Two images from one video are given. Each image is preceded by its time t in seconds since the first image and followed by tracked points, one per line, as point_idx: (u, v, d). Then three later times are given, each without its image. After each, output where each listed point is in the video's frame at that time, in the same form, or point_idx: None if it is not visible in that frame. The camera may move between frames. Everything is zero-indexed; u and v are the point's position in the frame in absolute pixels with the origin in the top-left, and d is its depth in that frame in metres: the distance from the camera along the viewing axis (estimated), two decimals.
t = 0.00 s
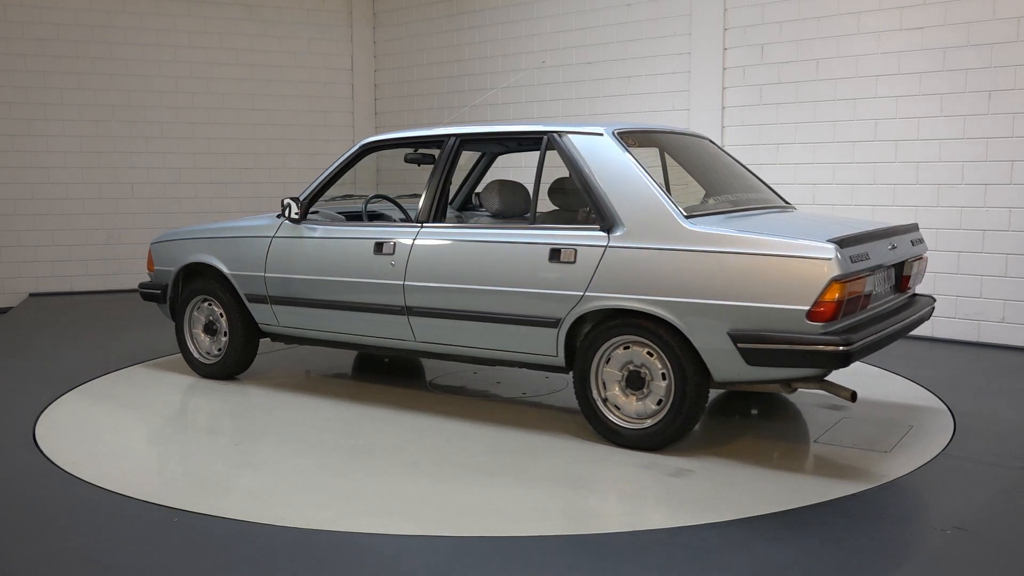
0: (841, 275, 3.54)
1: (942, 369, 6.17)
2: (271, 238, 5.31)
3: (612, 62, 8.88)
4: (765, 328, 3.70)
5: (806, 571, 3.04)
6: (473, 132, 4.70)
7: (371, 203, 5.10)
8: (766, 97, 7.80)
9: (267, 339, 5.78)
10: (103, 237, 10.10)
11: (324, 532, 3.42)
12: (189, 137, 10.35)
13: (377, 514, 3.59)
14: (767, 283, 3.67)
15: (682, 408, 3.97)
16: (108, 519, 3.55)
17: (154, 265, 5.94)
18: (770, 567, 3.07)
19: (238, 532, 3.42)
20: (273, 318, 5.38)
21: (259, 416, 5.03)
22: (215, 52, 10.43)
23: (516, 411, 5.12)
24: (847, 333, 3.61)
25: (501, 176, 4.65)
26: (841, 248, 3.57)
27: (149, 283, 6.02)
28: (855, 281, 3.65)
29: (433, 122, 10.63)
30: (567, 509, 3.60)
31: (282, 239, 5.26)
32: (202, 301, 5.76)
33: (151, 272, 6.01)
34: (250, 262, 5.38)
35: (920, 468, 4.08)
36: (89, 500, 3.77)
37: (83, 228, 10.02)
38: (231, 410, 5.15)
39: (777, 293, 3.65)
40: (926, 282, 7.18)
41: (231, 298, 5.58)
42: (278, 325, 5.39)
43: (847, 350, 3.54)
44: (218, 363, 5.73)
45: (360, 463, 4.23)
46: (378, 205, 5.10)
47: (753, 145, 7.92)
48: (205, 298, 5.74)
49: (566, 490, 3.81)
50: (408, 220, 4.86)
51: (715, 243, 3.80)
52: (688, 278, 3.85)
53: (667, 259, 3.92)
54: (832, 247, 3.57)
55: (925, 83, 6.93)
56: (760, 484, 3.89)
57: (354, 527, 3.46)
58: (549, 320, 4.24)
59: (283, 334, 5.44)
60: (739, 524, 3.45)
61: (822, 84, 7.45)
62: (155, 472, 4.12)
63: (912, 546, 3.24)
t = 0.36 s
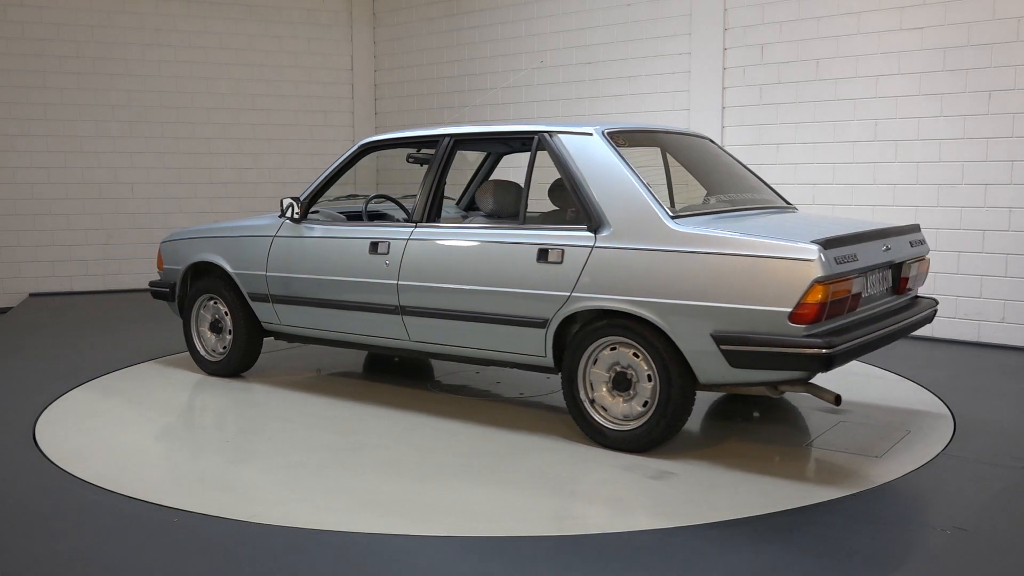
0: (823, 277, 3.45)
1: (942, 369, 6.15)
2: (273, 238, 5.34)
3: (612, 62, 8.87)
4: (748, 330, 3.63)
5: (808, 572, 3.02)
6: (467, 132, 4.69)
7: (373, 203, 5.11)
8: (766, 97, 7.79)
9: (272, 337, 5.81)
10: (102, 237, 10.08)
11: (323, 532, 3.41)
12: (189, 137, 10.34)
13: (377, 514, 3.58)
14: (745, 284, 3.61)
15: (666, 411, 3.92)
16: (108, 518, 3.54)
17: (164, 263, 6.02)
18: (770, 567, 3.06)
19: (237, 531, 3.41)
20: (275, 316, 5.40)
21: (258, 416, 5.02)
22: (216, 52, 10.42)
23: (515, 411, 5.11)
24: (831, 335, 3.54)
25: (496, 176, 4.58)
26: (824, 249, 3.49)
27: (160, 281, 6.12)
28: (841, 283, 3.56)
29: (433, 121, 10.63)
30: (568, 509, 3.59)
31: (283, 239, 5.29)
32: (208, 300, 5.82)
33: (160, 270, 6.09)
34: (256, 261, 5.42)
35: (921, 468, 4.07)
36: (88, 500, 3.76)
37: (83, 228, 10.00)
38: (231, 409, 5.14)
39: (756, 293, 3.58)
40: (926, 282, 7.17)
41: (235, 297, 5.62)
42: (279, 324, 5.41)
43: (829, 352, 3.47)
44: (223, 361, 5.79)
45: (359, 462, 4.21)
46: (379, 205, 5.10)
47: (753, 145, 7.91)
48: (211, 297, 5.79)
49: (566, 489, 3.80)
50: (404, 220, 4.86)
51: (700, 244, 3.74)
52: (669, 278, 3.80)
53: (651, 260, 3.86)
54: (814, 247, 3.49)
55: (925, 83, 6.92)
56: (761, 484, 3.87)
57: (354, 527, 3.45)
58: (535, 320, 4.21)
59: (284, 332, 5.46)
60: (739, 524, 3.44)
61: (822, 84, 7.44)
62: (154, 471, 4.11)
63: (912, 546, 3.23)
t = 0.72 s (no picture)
0: (805, 278, 3.40)
1: (942, 369, 6.15)
2: (275, 237, 5.38)
3: (612, 62, 8.86)
4: (731, 332, 3.58)
5: (808, 572, 3.01)
6: (462, 132, 4.66)
7: (375, 203, 5.13)
8: (765, 96, 7.78)
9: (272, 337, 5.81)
10: (102, 237, 10.07)
11: (322, 532, 3.40)
12: (189, 137, 10.33)
13: (376, 513, 3.56)
14: (727, 287, 3.57)
15: (650, 413, 3.88)
16: (107, 518, 3.53)
17: (173, 262, 6.11)
18: (770, 567, 3.05)
19: (235, 532, 3.40)
20: (276, 314, 5.45)
21: (257, 416, 5.01)
22: (216, 52, 10.41)
23: (515, 411, 5.10)
24: (814, 337, 3.48)
25: (486, 177, 4.55)
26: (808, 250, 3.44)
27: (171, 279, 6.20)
28: (826, 285, 3.50)
29: (433, 121, 10.63)
30: (568, 509, 3.58)
31: (285, 238, 5.33)
32: (214, 298, 5.89)
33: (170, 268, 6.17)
34: (260, 260, 5.46)
35: (921, 468, 4.06)
36: (87, 500, 3.75)
37: (83, 228, 9.99)
38: (230, 409, 5.13)
39: (738, 296, 3.55)
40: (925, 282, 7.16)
41: (240, 295, 5.68)
42: (281, 323, 5.46)
43: (811, 356, 3.41)
44: (228, 358, 5.86)
45: (357, 463, 4.21)
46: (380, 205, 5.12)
47: (753, 145, 7.91)
48: (218, 295, 5.86)
49: (565, 489, 3.79)
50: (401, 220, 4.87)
51: (685, 244, 3.70)
52: (653, 278, 3.77)
53: (636, 260, 3.83)
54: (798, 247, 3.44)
55: (925, 83, 6.90)
56: (762, 485, 3.86)
57: (353, 527, 3.44)
58: (522, 320, 4.20)
59: (286, 331, 5.49)
60: (739, 524, 3.43)
61: (822, 84, 7.44)
62: (153, 471, 4.10)
63: (912, 546, 3.22)
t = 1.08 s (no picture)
0: (784, 280, 3.33)
1: (942, 369, 6.14)
2: (277, 237, 5.42)
3: (612, 62, 8.85)
4: (711, 335, 3.52)
5: (810, 572, 3.01)
6: (459, 132, 4.64)
7: (376, 203, 5.14)
8: (765, 97, 7.78)
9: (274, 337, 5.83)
10: (103, 237, 10.06)
11: (322, 531, 3.39)
12: (189, 137, 10.33)
13: (376, 513, 3.56)
14: (708, 284, 3.52)
15: (633, 415, 3.85)
16: (107, 518, 3.52)
17: (182, 261, 6.18)
18: (771, 567, 3.04)
19: (235, 531, 3.39)
20: (279, 314, 5.49)
21: (257, 416, 5.00)
22: (216, 52, 10.40)
23: (515, 411, 5.10)
24: (795, 339, 3.41)
25: (477, 175, 4.50)
26: (790, 251, 3.38)
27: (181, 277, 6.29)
28: (809, 287, 3.42)
29: (433, 121, 10.63)
30: (569, 508, 3.57)
31: (287, 238, 5.36)
32: (221, 297, 5.96)
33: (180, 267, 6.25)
34: (263, 260, 5.50)
35: (922, 468, 4.06)
36: (87, 499, 3.74)
37: (83, 228, 9.98)
38: (230, 409, 5.13)
39: (720, 295, 3.49)
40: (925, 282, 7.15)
41: (245, 295, 5.74)
42: (284, 322, 5.50)
43: (790, 358, 3.35)
44: (234, 356, 5.94)
45: (357, 462, 4.20)
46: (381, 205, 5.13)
47: (753, 145, 7.90)
48: (224, 294, 5.93)
49: (566, 488, 3.78)
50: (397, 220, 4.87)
51: (667, 244, 3.66)
52: (635, 278, 3.73)
53: (618, 260, 3.80)
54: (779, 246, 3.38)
55: (925, 83, 6.90)
56: (762, 485, 3.86)
57: (353, 526, 3.43)
58: (510, 321, 4.18)
59: (290, 330, 5.53)
60: (740, 524, 3.43)
61: (822, 84, 7.43)
62: (153, 470, 4.10)
63: (913, 546, 3.21)
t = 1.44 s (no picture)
0: (763, 281, 3.28)
1: (942, 370, 6.13)
2: (279, 236, 5.46)
3: (612, 62, 8.85)
4: (691, 336, 3.48)
5: (812, 572, 3.00)
6: (453, 132, 4.62)
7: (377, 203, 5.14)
8: (765, 97, 7.77)
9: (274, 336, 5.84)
10: (103, 238, 10.06)
11: (321, 531, 3.39)
12: (189, 138, 10.32)
13: (376, 513, 3.55)
14: (688, 283, 3.47)
15: (616, 416, 3.82)
16: (107, 518, 3.52)
17: (193, 260, 6.26)
18: (770, 567, 3.04)
19: (234, 531, 3.38)
20: (282, 312, 5.53)
21: (257, 416, 5.00)
22: (216, 53, 10.40)
23: (514, 411, 5.09)
24: (774, 342, 3.36)
25: (476, 174, 4.45)
26: (770, 253, 3.33)
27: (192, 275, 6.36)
28: (790, 288, 3.38)
29: (433, 121, 10.63)
30: (569, 508, 3.57)
31: (290, 237, 5.39)
32: (228, 295, 6.01)
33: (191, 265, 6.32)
34: (266, 259, 5.54)
35: (922, 468, 4.05)
36: (86, 499, 3.73)
37: (83, 228, 9.97)
38: (229, 408, 5.13)
39: (700, 296, 3.45)
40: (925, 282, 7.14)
41: (250, 294, 5.79)
42: (287, 319, 5.54)
43: (768, 360, 3.30)
44: (240, 354, 6.00)
45: (356, 462, 4.19)
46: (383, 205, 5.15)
47: (753, 145, 7.89)
48: (230, 293, 5.98)
49: (566, 488, 3.78)
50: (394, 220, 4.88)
51: (649, 245, 3.62)
52: (617, 279, 3.69)
53: (601, 261, 3.76)
54: (759, 249, 3.33)
55: (924, 83, 6.89)
56: (763, 484, 3.85)
57: (353, 526, 3.43)
58: (497, 321, 4.17)
59: (294, 329, 5.57)
60: (740, 524, 3.42)
61: (822, 84, 7.43)
62: (153, 470, 4.09)
63: (913, 546, 3.21)
